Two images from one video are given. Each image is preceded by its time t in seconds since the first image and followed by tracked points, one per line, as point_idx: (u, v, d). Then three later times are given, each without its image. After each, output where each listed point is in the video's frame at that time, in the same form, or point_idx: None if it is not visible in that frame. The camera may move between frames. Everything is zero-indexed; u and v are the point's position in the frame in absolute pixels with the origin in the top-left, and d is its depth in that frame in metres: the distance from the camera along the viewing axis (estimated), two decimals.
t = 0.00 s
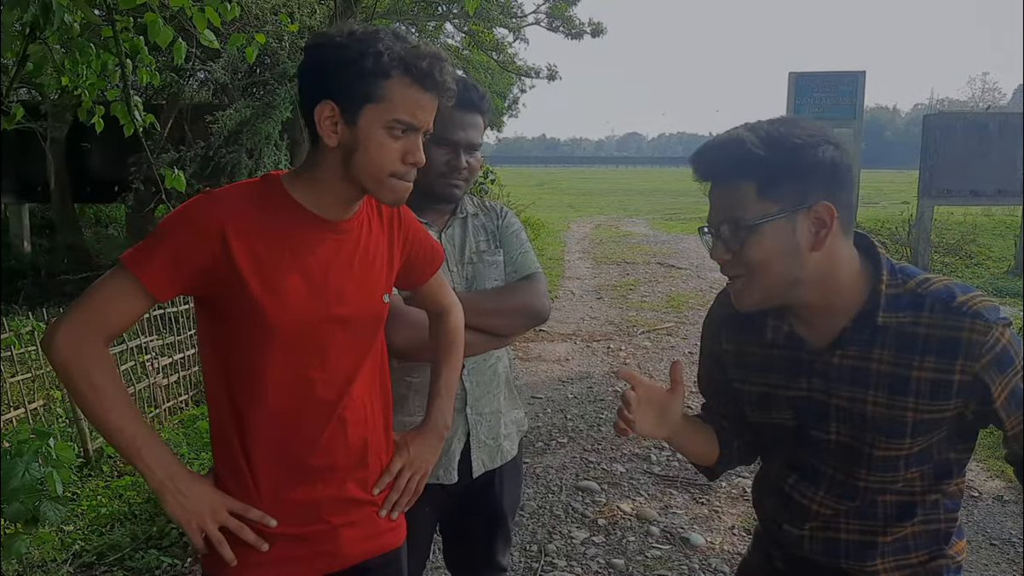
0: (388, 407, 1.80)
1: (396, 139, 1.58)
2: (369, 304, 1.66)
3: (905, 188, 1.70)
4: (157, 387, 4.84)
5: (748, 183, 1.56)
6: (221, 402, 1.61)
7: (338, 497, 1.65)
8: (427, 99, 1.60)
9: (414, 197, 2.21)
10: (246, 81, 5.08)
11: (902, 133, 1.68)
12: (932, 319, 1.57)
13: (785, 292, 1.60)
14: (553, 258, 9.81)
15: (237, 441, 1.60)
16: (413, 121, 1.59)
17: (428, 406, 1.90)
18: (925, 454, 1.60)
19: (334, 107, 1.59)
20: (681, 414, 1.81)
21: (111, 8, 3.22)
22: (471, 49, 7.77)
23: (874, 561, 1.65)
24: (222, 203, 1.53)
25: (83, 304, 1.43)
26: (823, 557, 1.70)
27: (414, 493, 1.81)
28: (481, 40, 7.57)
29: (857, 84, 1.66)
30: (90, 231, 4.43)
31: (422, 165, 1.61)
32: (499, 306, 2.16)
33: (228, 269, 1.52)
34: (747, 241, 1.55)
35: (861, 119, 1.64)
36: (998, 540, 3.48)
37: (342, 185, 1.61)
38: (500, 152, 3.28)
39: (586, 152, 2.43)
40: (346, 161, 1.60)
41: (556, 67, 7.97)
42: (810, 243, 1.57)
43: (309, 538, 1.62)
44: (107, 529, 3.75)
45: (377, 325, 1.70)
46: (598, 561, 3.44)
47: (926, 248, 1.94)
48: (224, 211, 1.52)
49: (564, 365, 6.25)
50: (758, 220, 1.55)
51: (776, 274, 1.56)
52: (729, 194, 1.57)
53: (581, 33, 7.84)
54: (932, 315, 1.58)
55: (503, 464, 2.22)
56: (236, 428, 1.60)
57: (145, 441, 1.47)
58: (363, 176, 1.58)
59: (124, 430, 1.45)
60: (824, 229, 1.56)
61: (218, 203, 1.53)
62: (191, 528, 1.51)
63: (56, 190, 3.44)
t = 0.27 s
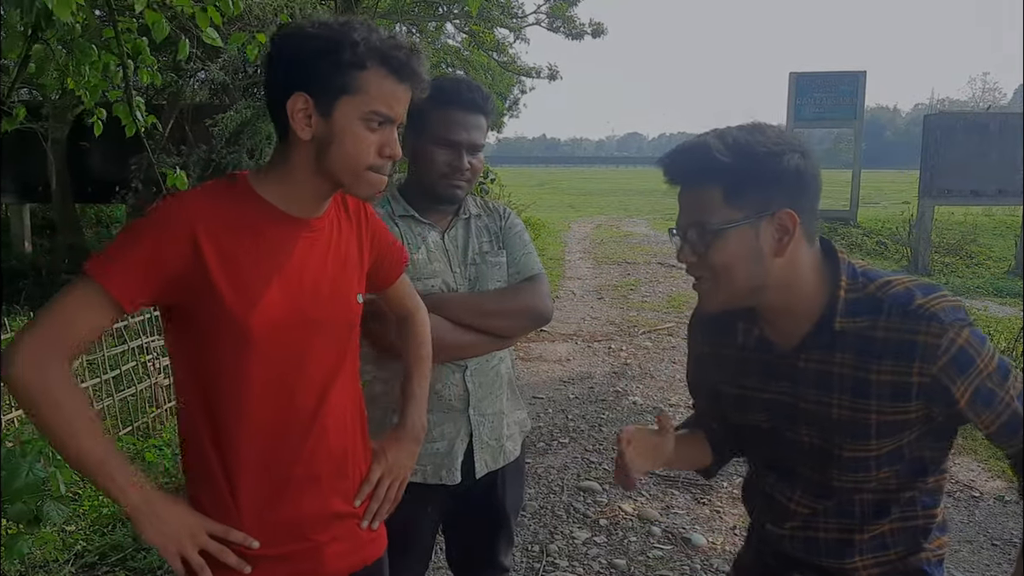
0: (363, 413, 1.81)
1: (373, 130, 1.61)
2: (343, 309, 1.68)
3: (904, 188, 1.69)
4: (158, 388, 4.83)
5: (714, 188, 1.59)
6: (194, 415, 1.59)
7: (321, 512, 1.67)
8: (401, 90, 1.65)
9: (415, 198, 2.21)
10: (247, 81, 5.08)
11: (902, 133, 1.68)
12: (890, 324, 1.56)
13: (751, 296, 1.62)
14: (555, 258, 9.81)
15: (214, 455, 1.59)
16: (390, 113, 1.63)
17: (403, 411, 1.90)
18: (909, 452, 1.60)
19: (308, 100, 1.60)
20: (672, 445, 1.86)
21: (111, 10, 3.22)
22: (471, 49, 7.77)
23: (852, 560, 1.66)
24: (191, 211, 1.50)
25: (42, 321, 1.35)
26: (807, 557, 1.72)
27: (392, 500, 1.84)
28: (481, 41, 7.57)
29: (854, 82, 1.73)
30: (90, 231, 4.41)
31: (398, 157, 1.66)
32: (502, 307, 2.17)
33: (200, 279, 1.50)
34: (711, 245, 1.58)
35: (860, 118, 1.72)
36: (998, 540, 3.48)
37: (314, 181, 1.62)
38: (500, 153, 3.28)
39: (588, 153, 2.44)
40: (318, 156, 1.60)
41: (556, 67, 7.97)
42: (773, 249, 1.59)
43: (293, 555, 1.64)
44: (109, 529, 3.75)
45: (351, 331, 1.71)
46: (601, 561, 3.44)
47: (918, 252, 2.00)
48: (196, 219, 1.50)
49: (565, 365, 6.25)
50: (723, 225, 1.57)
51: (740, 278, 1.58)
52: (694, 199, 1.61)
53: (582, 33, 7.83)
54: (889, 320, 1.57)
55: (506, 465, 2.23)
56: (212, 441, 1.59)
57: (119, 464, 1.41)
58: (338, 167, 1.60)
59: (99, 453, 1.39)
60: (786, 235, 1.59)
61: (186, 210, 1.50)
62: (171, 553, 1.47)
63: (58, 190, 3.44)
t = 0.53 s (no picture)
0: (317, 420, 1.81)
1: (332, 124, 1.61)
2: (300, 318, 1.68)
3: (904, 189, 1.67)
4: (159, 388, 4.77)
5: (714, 211, 1.56)
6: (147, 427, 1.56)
7: (282, 526, 1.68)
8: (362, 81, 1.66)
9: (415, 197, 2.20)
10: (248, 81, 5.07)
11: (903, 133, 1.65)
12: (880, 321, 1.56)
13: (750, 307, 1.62)
14: (555, 257, 9.81)
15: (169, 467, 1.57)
16: (352, 106, 1.64)
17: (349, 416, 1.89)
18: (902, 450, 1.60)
19: (266, 93, 1.58)
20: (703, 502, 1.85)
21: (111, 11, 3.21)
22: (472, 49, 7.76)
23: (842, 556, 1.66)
24: (149, 218, 1.47)
25: None
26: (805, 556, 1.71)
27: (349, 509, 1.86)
28: (482, 41, 7.56)
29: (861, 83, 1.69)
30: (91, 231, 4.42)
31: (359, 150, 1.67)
32: (501, 305, 2.17)
33: (160, 289, 1.47)
34: (712, 267, 1.56)
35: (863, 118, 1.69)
36: (999, 539, 3.49)
37: (270, 178, 1.61)
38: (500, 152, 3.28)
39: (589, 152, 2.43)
40: (277, 151, 1.59)
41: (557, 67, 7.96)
42: (773, 262, 1.58)
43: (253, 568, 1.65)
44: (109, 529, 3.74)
45: (306, 339, 1.72)
46: (600, 561, 3.44)
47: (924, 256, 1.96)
48: (152, 228, 1.46)
49: (565, 364, 6.25)
50: (725, 246, 1.55)
51: (742, 295, 1.58)
52: (694, 224, 1.58)
53: (583, 33, 7.84)
54: (878, 316, 1.56)
55: (506, 464, 2.22)
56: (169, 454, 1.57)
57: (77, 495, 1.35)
58: (299, 162, 1.59)
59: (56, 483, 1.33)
60: (786, 248, 1.58)
61: (143, 216, 1.46)
62: None
63: (59, 190, 3.44)
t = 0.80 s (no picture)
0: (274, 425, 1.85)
1: (307, 139, 1.61)
2: (263, 326, 1.72)
3: (903, 190, 1.66)
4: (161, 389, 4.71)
5: (766, 252, 1.47)
6: (116, 443, 1.55)
7: (252, 532, 1.73)
8: (338, 92, 1.66)
9: (415, 196, 2.19)
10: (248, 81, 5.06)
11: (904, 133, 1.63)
12: (897, 331, 1.55)
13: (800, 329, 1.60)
14: (555, 258, 9.79)
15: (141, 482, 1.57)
16: (328, 119, 1.64)
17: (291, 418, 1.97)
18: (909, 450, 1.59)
19: (235, 106, 1.57)
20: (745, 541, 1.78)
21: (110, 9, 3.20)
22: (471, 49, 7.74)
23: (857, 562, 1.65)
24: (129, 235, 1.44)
25: None
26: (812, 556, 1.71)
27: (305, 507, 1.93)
28: (482, 40, 7.55)
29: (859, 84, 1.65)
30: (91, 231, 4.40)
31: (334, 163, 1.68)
32: (502, 306, 2.16)
33: (142, 309, 1.46)
34: (764, 305, 1.51)
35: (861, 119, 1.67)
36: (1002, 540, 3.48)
37: (240, 193, 1.62)
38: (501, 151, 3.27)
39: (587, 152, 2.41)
40: (248, 166, 1.59)
41: (557, 67, 7.95)
42: (817, 277, 1.56)
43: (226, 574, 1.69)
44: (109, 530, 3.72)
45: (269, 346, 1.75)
46: (601, 562, 3.43)
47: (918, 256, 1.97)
48: (133, 245, 1.44)
49: (566, 364, 6.24)
50: (785, 285, 1.50)
51: (802, 319, 1.56)
52: (745, 267, 1.48)
53: (583, 33, 7.82)
54: (896, 327, 1.56)
55: (506, 465, 2.21)
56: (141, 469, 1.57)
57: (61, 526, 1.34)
58: (272, 178, 1.60)
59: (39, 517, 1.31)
60: (822, 262, 1.56)
61: (122, 233, 1.43)
62: None
63: (59, 189, 3.43)
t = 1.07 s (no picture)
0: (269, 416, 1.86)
1: (305, 134, 1.60)
2: (264, 322, 1.72)
3: (903, 189, 1.64)
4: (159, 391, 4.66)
5: (795, 267, 1.44)
6: (125, 443, 1.53)
7: (258, 525, 1.75)
8: (335, 84, 1.63)
9: (412, 195, 2.17)
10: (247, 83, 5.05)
11: (902, 133, 1.62)
12: (919, 344, 1.52)
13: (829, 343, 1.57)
14: (555, 258, 9.78)
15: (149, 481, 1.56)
16: (327, 113, 1.63)
17: (282, 412, 1.99)
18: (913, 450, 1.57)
19: (230, 101, 1.54)
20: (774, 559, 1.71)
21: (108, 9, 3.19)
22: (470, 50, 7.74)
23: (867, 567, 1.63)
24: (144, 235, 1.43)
25: None
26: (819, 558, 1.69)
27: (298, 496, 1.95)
28: (481, 41, 7.55)
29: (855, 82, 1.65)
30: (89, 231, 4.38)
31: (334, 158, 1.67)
32: (502, 306, 2.14)
33: (159, 309, 1.44)
34: (790, 320, 1.49)
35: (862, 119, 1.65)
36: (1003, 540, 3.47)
37: (236, 186, 1.61)
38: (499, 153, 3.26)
39: (586, 153, 2.36)
40: (246, 161, 1.58)
41: (556, 67, 7.95)
42: (847, 293, 1.52)
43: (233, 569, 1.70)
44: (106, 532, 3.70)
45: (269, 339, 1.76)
46: (601, 563, 3.40)
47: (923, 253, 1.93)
48: (149, 249, 1.43)
49: (566, 365, 6.22)
50: (817, 300, 1.48)
51: (829, 336, 1.54)
52: (773, 283, 1.45)
53: (582, 33, 7.82)
54: (918, 340, 1.52)
55: (504, 466, 2.19)
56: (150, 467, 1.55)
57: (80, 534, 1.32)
58: (270, 174, 1.59)
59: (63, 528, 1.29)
60: (852, 277, 1.52)
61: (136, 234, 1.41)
62: None
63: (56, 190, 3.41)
